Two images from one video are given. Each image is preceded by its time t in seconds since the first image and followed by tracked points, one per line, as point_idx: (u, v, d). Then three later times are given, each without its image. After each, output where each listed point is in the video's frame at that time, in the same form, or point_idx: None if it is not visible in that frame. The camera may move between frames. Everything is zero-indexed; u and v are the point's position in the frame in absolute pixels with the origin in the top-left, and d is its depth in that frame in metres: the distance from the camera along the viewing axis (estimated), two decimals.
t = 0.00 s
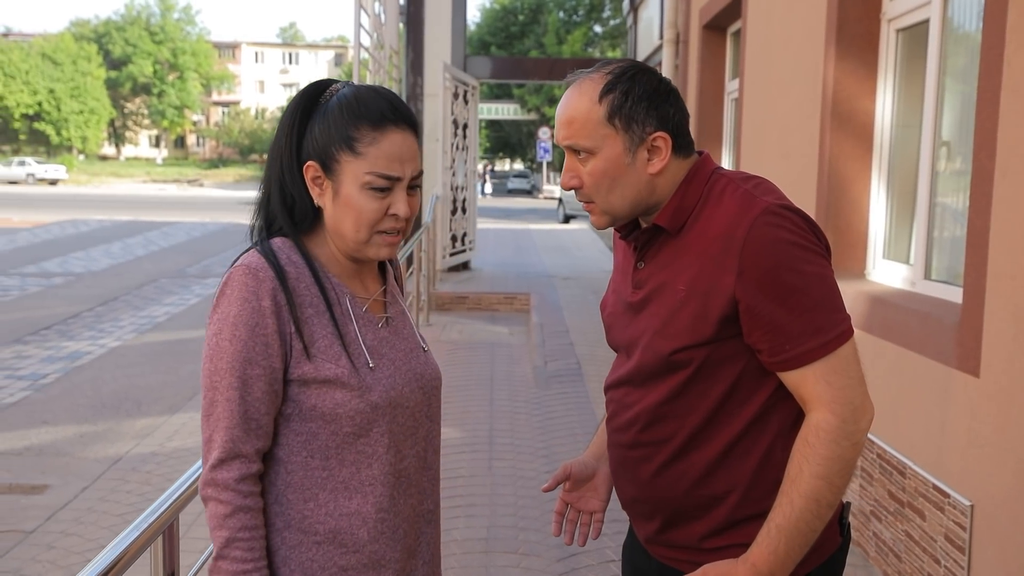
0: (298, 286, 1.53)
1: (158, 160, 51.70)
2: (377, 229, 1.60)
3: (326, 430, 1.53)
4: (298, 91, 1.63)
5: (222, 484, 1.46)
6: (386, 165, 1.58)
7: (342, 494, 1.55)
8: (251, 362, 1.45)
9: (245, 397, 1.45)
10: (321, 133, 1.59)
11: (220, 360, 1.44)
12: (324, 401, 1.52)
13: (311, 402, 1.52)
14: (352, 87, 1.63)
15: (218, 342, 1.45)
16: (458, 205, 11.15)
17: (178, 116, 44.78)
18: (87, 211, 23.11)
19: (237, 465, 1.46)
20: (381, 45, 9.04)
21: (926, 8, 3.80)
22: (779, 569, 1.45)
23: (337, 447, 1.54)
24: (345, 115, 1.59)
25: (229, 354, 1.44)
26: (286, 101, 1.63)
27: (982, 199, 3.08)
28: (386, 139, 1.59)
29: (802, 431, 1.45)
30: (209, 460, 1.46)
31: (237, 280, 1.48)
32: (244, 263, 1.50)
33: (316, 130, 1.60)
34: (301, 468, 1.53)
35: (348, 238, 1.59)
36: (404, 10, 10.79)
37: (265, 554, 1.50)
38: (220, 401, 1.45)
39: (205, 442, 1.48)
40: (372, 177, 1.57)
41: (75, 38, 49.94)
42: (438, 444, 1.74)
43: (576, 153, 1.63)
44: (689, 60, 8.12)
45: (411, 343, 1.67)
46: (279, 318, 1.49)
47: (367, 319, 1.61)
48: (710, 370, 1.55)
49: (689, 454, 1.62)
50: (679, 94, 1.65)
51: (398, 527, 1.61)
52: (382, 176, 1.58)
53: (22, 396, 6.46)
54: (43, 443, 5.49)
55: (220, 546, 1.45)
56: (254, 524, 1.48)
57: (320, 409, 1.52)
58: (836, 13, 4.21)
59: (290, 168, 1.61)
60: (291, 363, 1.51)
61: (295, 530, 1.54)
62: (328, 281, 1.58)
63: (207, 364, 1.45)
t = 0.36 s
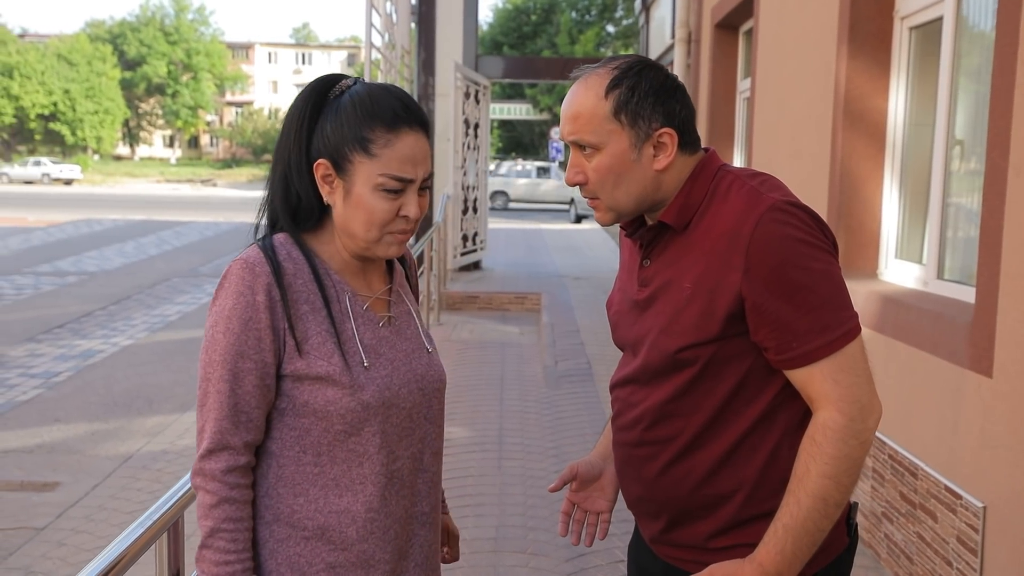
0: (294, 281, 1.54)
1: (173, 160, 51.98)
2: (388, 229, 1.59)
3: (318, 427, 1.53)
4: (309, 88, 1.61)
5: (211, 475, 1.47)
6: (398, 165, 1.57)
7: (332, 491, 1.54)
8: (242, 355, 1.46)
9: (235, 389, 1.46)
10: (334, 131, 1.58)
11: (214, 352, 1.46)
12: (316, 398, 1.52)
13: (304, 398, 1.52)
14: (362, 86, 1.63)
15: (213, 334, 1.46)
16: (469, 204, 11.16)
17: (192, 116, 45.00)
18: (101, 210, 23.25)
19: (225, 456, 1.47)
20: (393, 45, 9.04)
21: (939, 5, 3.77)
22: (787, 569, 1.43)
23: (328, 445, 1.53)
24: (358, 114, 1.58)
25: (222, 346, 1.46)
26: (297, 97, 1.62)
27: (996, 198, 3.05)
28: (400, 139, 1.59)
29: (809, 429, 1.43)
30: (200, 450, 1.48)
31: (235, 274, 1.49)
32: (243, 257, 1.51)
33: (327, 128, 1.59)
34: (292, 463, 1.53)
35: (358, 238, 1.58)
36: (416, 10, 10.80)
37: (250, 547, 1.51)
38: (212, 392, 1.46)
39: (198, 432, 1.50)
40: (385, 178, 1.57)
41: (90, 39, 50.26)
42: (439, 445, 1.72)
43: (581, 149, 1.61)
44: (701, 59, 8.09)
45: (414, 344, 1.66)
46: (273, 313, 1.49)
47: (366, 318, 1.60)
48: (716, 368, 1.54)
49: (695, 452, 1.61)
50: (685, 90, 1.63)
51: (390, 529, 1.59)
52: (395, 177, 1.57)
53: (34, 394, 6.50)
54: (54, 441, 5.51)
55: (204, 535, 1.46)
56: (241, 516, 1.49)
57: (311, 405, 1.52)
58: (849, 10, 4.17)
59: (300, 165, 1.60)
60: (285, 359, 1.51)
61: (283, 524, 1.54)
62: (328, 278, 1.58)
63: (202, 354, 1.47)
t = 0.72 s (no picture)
0: (289, 282, 1.54)
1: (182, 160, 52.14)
2: (414, 230, 1.63)
3: (313, 426, 1.53)
4: (312, 88, 1.58)
5: (206, 471, 1.49)
6: (423, 167, 1.60)
7: (329, 490, 1.54)
8: (236, 355, 1.47)
9: (229, 388, 1.47)
10: (353, 133, 1.57)
11: (209, 352, 1.47)
12: (311, 398, 1.52)
13: (299, 398, 1.52)
14: (366, 83, 1.62)
15: (209, 334, 1.48)
16: (476, 204, 11.16)
17: (201, 116, 45.15)
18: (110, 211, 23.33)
19: (220, 454, 1.49)
20: (401, 45, 9.04)
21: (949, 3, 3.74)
22: (794, 569, 1.43)
23: (323, 444, 1.53)
24: (374, 117, 1.58)
25: (216, 346, 1.47)
26: (300, 98, 1.58)
27: (1006, 197, 3.03)
28: (423, 142, 1.61)
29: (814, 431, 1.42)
30: (197, 447, 1.50)
31: (230, 275, 1.50)
32: (241, 257, 1.52)
33: (342, 132, 1.57)
34: (288, 463, 1.54)
35: (387, 241, 1.60)
36: (424, 10, 10.80)
37: (244, 545, 1.52)
38: (207, 391, 1.48)
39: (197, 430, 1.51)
40: (414, 181, 1.59)
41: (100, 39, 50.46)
42: (442, 445, 1.71)
43: (586, 147, 1.60)
44: (710, 59, 8.06)
45: (415, 344, 1.65)
46: (267, 314, 1.50)
47: (364, 319, 1.59)
48: (722, 368, 1.53)
49: (701, 453, 1.60)
50: (690, 87, 1.63)
51: (386, 529, 1.58)
52: (421, 178, 1.60)
53: (43, 393, 6.52)
54: (63, 440, 5.53)
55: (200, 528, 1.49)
56: (236, 511, 1.51)
57: (306, 405, 1.52)
58: (859, 8, 4.14)
59: (318, 169, 1.58)
60: (280, 358, 1.51)
61: (278, 522, 1.54)
62: (326, 278, 1.58)
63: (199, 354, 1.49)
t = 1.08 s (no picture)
0: (286, 281, 1.53)
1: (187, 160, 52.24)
2: (415, 227, 1.64)
3: (312, 425, 1.53)
4: (313, 87, 1.57)
5: (205, 470, 1.49)
6: (426, 165, 1.60)
7: (328, 489, 1.54)
8: (233, 354, 1.47)
9: (226, 387, 1.47)
10: (356, 131, 1.57)
11: (207, 351, 1.48)
12: (309, 397, 1.52)
13: (297, 397, 1.52)
14: (367, 82, 1.61)
15: (207, 333, 1.48)
16: (480, 204, 11.16)
17: (206, 116, 45.23)
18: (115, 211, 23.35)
19: (218, 453, 1.49)
20: (405, 44, 9.04)
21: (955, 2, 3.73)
22: (796, 568, 1.42)
23: (321, 443, 1.53)
24: (377, 115, 1.57)
25: (213, 346, 1.47)
26: (301, 97, 1.57)
27: (1012, 196, 3.01)
28: (425, 140, 1.61)
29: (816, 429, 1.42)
30: (196, 445, 1.50)
31: (227, 276, 1.50)
32: (240, 257, 1.52)
33: (345, 130, 1.57)
34: (287, 461, 1.54)
35: (388, 238, 1.61)
36: (428, 10, 10.79)
37: (242, 543, 1.52)
38: (204, 389, 1.48)
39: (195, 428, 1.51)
40: (419, 178, 1.60)
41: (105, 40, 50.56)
42: (443, 443, 1.71)
43: (588, 145, 1.60)
44: (714, 58, 8.04)
45: (414, 341, 1.65)
46: (265, 314, 1.50)
47: (363, 317, 1.59)
48: (723, 366, 1.53)
49: (704, 451, 1.60)
50: (693, 84, 1.62)
51: (385, 526, 1.58)
52: (424, 176, 1.61)
53: (48, 392, 6.53)
54: (68, 438, 5.54)
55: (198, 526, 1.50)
56: (235, 509, 1.51)
57: (304, 404, 1.52)
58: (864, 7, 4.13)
59: (320, 167, 1.58)
60: (278, 357, 1.51)
61: (277, 520, 1.55)
62: (325, 277, 1.58)
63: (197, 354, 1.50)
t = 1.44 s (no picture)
0: (303, 279, 1.52)
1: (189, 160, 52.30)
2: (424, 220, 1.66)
3: (334, 418, 1.53)
4: (322, 85, 1.57)
5: (227, 472, 1.47)
6: (434, 159, 1.64)
7: (349, 482, 1.55)
8: (255, 355, 1.45)
9: (248, 389, 1.45)
10: (372, 127, 1.58)
11: (226, 353, 1.45)
12: (331, 391, 1.52)
13: (318, 392, 1.52)
14: (373, 79, 1.62)
15: (226, 335, 1.45)
16: (482, 203, 11.16)
17: (208, 116, 45.28)
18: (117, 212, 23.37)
19: (241, 454, 1.47)
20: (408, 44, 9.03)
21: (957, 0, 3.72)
22: (792, 561, 1.43)
23: (343, 437, 1.54)
24: (389, 110, 1.59)
25: (234, 348, 1.45)
26: (311, 96, 1.57)
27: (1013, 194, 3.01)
28: (434, 136, 1.65)
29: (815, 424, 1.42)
30: (217, 449, 1.48)
31: (242, 276, 1.47)
32: (253, 258, 1.49)
33: (359, 126, 1.57)
34: (308, 457, 1.54)
35: (399, 231, 1.63)
36: (431, 9, 10.79)
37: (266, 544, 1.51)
38: (226, 391, 1.46)
39: (213, 432, 1.48)
40: (429, 172, 1.63)
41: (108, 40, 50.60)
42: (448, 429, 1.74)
43: (588, 142, 1.61)
44: (717, 57, 8.04)
45: (419, 331, 1.66)
46: (285, 313, 1.48)
47: (373, 311, 1.60)
48: (721, 361, 1.53)
49: (703, 447, 1.60)
50: (690, 80, 1.63)
51: (404, 511, 1.61)
52: (434, 170, 1.64)
53: (51, 391, 6.55)
54: (70, 437, 5.55)
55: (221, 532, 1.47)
56: (256, 511, 1.49)
57: (326, 399, 1.52)
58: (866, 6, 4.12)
59: (335, 163, 1.57)
60: (297, 353, 1.51)
61: (299, 517, 1.54)
62: (336, 272, 1.58)
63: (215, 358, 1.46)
